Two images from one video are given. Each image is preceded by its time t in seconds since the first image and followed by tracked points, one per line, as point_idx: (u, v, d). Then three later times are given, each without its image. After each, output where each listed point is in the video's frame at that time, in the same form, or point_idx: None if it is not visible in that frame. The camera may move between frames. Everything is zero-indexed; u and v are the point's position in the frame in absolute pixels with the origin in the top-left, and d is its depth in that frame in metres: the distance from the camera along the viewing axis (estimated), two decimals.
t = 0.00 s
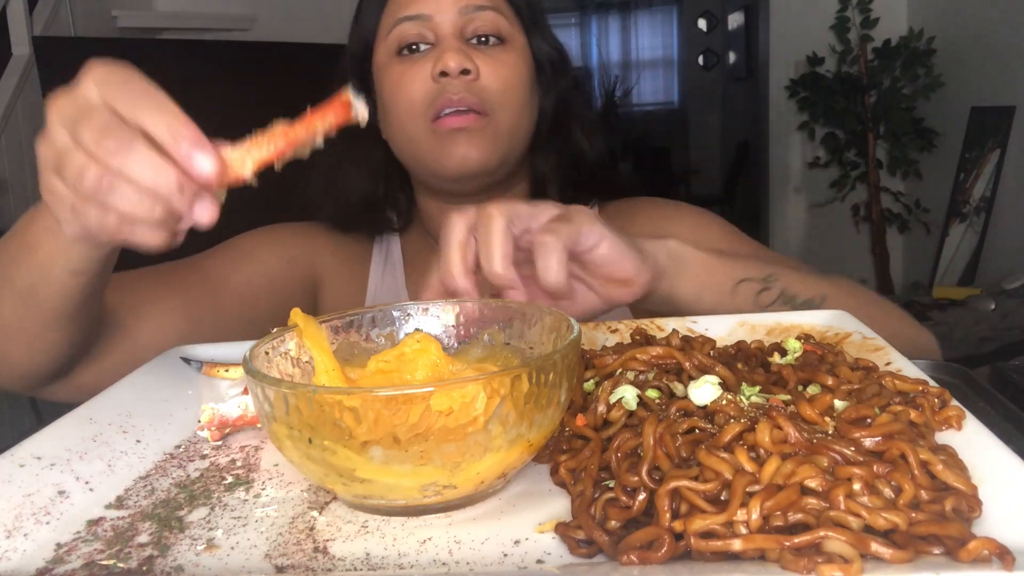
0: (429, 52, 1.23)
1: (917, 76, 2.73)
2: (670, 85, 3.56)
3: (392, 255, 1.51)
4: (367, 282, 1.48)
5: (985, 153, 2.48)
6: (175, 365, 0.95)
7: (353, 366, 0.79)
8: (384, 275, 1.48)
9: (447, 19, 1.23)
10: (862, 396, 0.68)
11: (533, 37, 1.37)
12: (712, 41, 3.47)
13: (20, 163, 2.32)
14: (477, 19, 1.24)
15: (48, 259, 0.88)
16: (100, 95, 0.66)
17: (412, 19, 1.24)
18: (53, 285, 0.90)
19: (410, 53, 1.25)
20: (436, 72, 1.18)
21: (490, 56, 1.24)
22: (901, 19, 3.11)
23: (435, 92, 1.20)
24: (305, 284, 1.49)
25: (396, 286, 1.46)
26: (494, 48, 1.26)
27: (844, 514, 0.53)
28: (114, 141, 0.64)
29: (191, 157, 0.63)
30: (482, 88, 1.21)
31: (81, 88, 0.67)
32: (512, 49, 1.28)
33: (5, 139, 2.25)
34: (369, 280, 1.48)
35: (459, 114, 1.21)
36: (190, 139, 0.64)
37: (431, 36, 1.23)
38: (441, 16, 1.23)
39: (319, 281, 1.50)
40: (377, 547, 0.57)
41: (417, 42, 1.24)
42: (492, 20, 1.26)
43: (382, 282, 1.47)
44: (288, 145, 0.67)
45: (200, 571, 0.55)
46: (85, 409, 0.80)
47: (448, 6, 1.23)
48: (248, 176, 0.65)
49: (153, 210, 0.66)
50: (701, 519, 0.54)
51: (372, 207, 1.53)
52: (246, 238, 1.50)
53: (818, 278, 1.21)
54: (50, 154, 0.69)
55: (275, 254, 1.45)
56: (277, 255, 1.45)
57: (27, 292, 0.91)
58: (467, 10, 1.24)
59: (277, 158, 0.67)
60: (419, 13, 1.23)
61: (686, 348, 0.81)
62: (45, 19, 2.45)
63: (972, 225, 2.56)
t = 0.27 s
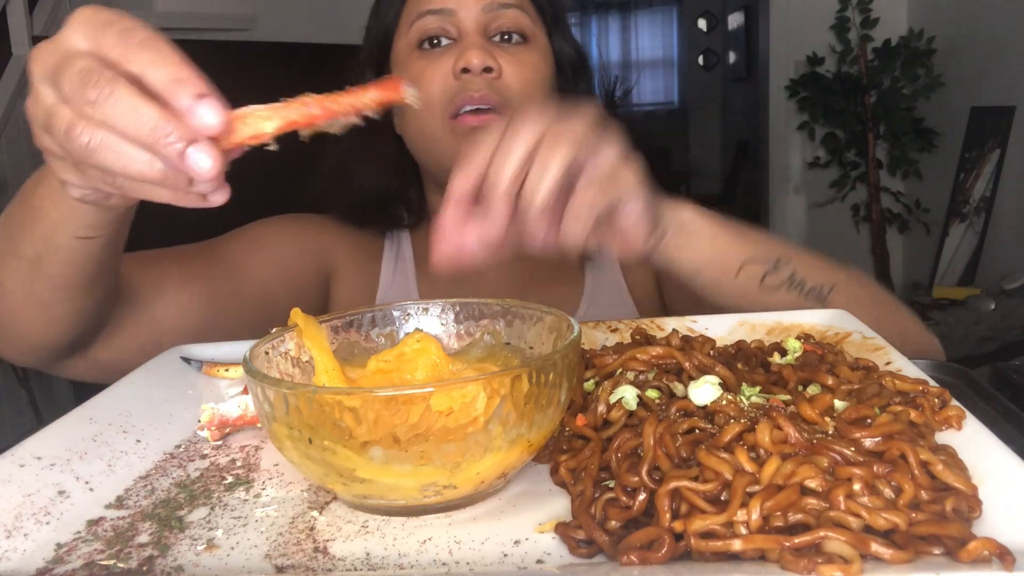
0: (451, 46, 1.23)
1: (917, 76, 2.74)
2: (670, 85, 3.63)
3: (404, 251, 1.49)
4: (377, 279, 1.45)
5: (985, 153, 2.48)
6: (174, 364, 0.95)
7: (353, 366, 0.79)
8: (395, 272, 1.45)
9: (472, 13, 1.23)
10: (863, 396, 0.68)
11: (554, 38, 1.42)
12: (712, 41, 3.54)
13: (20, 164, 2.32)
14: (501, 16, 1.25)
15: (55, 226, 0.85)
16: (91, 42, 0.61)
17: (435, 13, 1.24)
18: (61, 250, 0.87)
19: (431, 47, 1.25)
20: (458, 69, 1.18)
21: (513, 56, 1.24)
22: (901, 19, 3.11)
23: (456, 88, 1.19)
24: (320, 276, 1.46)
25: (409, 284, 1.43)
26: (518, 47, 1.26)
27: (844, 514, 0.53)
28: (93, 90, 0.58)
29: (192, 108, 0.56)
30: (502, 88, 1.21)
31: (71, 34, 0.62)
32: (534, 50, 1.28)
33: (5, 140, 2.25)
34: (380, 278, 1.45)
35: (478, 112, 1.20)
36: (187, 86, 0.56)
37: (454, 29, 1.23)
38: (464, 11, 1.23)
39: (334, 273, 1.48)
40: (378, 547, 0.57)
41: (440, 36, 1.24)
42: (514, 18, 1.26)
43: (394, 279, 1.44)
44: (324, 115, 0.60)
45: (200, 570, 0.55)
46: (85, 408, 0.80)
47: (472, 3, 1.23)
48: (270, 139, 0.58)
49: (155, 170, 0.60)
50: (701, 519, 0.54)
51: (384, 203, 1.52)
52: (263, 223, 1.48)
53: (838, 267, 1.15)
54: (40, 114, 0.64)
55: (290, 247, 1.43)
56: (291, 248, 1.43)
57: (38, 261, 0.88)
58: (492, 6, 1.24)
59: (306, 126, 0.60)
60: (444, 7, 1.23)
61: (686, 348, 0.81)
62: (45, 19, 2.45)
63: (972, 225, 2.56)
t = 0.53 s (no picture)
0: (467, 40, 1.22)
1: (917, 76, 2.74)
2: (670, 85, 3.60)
3: (415, 253, 1.49)
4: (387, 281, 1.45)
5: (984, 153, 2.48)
6: (174, 365, 0.95)
7: (353, 366, 0.79)
8: (407, 278, 1.45)
9: (490, 7, 1.20)
10: (862, 396, 0.68)
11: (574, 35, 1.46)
12: (712, 41, 3.52)
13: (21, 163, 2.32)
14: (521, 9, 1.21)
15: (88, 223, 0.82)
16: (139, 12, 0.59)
17: (449, 6, 1.22)
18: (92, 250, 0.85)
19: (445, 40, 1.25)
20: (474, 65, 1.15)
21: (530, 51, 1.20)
22: (902, 19, 3.11)
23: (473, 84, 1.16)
24: (331, 271, 1.45)
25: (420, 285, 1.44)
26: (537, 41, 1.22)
27: (843, 514, 0.53)
28: (129, 48, 0.56)
29: (249, 88, 0.54)
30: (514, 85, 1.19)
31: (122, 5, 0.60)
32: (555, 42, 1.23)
33: (6, 140, 2.25)
34: (391, 282, 1.44)
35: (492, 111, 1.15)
36: (239, 60, 0.54)
37: (469, 24, 1.22)
38: (481, 6, 1.20)
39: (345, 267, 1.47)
40: (378, 547, 0.57)
41: (455, 29, 1.24)
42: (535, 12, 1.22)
43: (406, 284, 1.44)
44: (395, 134, 0.59)
45: (200, 571, 0.55)
46: (85, 408, 0.80)
47: None
48: (332, 141, 0.58)
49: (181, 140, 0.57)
50: (701, 520, 0.54)
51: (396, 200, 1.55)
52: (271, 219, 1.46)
53: (824, 178, 1.05)
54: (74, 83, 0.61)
55: (306, 241, 1.43)
56: (306, 241, 1.43)
57: (66, 260, 0.86)
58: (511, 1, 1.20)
59: (373, 140, 0.59)
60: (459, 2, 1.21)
61: (686, 348, 0.80)
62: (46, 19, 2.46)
63: (972, 225, 2.56)
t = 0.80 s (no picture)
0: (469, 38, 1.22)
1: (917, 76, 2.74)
2: (670, 85, 3.60)
3: (417, 254, 1.49)
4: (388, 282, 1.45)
5: (984, 153, 2.47)
6: (174, 365, 0.95)
7: (353, 366, 0.79)
8: (409, 280, 1.45)
9: (492, 6, 1.20)
10: (863, 396, 0.68)
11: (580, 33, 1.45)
12: (712, 41, 3.52)
13: (21, 164, 2.32)
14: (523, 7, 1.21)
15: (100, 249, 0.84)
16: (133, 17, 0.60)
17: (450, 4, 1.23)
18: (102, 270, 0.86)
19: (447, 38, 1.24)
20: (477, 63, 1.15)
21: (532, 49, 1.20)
22: (902, 19, 3.11)
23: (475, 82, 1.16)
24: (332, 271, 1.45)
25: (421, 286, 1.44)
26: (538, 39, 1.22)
27: (844, 515, 0.53)
28: (118, 55, 0.57)
29: (231, 81, 0.54)
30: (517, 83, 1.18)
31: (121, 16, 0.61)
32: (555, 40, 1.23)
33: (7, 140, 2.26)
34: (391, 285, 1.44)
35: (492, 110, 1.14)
36: (218, 57, 0.54)
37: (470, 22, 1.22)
38: (483, 4, 1.20)
39: (346, 265, 1.47)
40: (378, 547, 0.57)
41: (457, 28, 1.23)
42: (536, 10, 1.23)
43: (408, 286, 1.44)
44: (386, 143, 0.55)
45: (200, 570, 0.55)
46: (85, 408, 0.80)
47: None
48: (326, 139, 0.55)
49: (177, 145, 0.58)
50: (701, 520, 0.54)
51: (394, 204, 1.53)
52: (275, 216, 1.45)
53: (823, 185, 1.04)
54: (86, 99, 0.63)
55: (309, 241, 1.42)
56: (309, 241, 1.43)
57: (78, 280, 0.87)
58: None
59: (365, 144, 0.55)
60: None
61: (686, 348, 0.80)
62: (46, 19, 2.46)
63: (972, 225, 2.53)
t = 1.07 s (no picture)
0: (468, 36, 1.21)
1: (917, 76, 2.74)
2: (670, 84, 3.60)
3: (417, 254, 1.49)
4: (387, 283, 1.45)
5: (985, 153, 2.45)
6: (174, 365, 0.95)
7: (353, 366, 0.79)
8: (408, 282, 1.45)
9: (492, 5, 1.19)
10: (862, 396, 0.68)
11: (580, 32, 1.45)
12: (712, 41, 3.53)
13: (22, 165, 2.32)
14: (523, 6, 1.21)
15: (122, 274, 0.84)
16: (130, 49, 0.57)
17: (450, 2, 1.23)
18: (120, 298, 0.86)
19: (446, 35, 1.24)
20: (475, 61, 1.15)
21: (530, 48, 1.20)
22: (902, 19, 3.11)
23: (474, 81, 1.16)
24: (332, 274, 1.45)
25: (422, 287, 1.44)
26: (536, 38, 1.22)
27: (844, 514, 0.53)
28: (145, 83, 0.54)
29: (266, 89, 0.55)
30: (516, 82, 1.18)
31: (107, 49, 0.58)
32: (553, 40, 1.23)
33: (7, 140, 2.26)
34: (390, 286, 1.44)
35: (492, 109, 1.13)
36: (251, 67, 0.54)
37: (469, 20, 1.22)
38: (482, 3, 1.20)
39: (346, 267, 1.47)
40: (378, 547, 0.57)
41: (456, 25, 1.23)
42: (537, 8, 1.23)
43: (407, 289, 1.44)
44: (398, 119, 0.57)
45: (200, 571, 0.55)
46: (85, 409, 0.80)
47: None
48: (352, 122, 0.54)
49: (220, 163, 0.57)
50: (701, 520, 0.54)
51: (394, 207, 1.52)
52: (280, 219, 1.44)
53: (828, 186, 1.03)
54: (92, 141, 0.59)
55: (312, 244, 1.42)
56: (310, 245, 1.42)
57: (94, 309, 0.88)
58: None
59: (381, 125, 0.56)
60: None
61: (686, 348, 0.80)
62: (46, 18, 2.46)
63: (972, 225, 2.49)
